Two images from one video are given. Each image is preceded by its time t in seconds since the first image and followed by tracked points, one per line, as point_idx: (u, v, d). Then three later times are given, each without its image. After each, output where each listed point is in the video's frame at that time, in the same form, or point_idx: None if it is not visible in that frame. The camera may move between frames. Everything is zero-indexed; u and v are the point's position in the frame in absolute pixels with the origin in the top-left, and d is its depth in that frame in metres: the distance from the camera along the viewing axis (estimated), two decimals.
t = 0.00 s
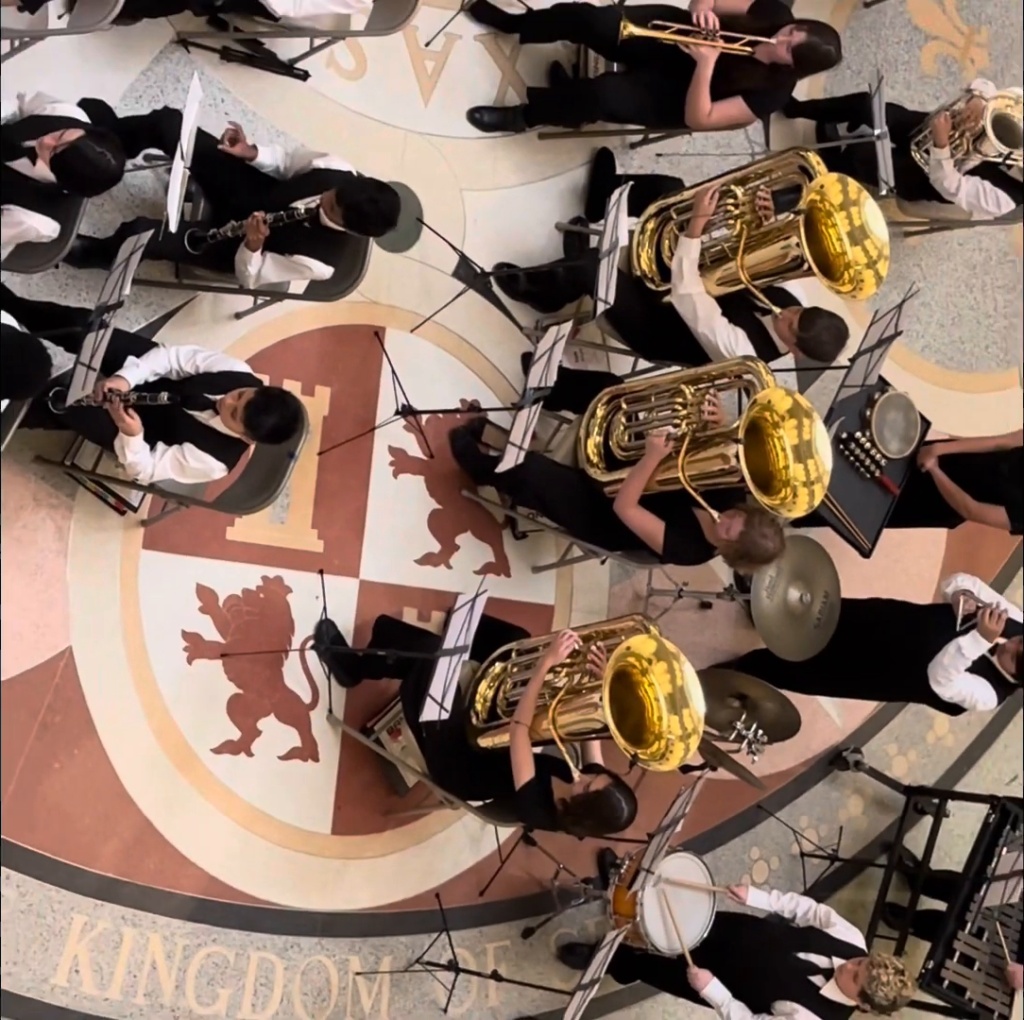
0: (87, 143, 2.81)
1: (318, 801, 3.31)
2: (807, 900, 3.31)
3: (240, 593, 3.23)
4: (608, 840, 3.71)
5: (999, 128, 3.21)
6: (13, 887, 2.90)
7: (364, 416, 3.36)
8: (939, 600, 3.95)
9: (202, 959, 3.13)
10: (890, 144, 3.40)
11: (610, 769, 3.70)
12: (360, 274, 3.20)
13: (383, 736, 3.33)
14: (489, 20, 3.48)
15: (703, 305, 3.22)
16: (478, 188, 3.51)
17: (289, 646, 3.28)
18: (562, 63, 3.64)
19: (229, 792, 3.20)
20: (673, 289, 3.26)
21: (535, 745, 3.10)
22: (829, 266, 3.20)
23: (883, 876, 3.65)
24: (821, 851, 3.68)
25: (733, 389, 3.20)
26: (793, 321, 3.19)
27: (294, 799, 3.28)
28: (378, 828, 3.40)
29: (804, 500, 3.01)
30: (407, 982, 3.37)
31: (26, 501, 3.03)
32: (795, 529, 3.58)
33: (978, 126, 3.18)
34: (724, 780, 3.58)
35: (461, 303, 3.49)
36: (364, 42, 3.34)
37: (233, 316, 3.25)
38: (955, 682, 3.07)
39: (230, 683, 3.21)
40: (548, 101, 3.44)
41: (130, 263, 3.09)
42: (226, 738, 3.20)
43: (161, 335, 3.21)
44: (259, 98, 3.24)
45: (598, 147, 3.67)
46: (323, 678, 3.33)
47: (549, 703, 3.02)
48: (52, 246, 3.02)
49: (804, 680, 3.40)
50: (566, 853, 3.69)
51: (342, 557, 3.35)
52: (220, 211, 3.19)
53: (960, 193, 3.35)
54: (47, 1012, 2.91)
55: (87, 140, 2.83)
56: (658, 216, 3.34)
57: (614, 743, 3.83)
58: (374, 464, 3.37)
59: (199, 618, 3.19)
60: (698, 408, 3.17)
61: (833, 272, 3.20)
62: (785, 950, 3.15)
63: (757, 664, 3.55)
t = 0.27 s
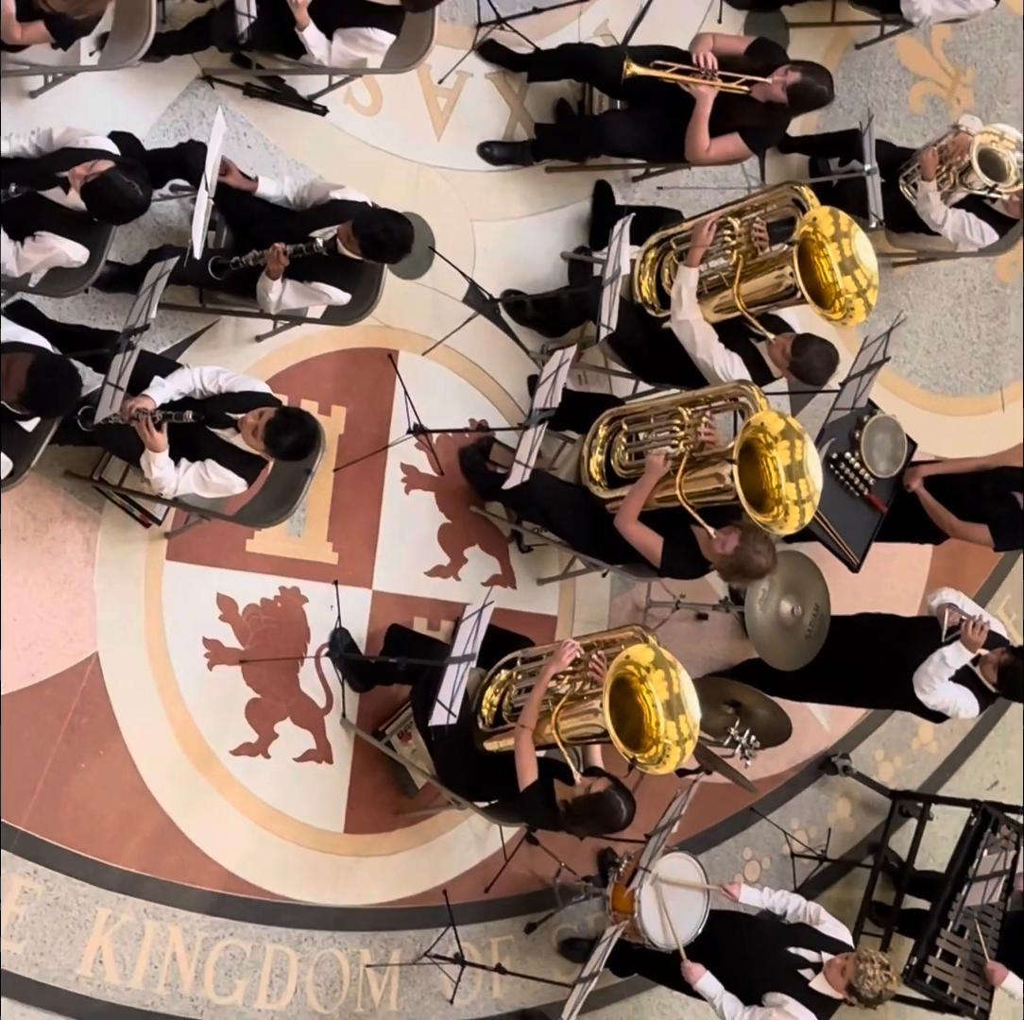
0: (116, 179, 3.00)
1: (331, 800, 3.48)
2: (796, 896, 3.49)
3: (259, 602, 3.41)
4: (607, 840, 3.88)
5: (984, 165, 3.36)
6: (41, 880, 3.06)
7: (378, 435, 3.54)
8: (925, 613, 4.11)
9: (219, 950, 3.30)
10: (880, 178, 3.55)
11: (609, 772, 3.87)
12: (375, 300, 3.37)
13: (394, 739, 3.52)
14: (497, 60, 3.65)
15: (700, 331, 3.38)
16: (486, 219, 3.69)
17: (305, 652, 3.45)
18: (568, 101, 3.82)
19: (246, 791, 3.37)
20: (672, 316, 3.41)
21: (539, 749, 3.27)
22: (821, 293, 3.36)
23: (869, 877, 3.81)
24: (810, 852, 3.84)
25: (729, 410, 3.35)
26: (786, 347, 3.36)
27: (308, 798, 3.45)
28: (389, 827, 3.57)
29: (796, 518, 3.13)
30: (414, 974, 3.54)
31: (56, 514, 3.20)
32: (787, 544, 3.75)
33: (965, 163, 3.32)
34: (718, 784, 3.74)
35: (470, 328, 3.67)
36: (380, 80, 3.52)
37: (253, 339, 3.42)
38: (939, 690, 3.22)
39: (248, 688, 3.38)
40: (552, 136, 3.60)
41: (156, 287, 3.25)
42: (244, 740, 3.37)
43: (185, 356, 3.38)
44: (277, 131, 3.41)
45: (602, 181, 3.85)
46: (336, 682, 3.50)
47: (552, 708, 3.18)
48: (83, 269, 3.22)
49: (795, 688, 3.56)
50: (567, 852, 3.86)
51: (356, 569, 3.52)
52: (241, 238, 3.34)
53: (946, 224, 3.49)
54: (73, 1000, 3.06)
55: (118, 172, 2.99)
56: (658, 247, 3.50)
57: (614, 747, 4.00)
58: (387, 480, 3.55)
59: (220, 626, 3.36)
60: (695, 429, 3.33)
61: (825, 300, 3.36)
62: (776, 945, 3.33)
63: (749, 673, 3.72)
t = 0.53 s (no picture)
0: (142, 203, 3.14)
1: (342, 802, 3.65)
2: (786, 896, 3.67)
3: (275, 611, 3.58)
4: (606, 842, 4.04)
5: (972, 198, 3.51)
6: (64, 876, 3.21)
7: (390, 453, 3.71)
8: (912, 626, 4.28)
9: (235, 944, 3.45)
10: (872, 210, 3.69)
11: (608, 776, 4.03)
12: (388, 323, 3.54)
13: (404, 744, 3.69)
14: (506, 96, 3.81)
15: (698, 356, 3.55)
16: (495, 247, 3.87)
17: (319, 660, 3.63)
18: (572, 136, 3.99)
19: (261, 792, 3.53)
20: (671, 341, 3.58)
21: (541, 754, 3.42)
22: (814, 320, 3.49)
23: (857, 879, 3.96)
24: (801, 854, 3.99)
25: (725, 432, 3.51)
26: (780, 372, 3.51)
27: (320, 799, 3.62)
28: (397, 828, 3.74)
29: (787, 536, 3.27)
30: (421, 968, 3.70)
31: (83, 526, 3.36)
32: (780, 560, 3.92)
33: (954, 195, 3.47)
34: (712, 788, 3.89)
35: (478, 352, 3.85)
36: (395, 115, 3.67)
37: (271, 361, 3.59)
38: (925, 700, 3.37)
39: (264, 693, 3.55)
40: (559, 170, 3.77)
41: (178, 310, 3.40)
42: (260, 743, 3.54)
43: (206, 377, 3.54)
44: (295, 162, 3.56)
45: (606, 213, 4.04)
46: (348, 690, 3.67)
47: (554, 715, 3.33)
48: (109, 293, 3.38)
49: (787, 698, 3.72)
50: (568, 853, 4.03)
51: (368, 580, 3.70)
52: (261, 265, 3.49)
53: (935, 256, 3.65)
54: (95, 990, 3.21)
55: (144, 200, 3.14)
56: (658, 276, 3.69)
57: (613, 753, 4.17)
58: (398, 497, 3.72)
59: (238, 634, 3.53)
60: (692, 450, 3.49)
61: (817, 327, 3.49)
62: (770, 943, 3.49)
63: (743, 683, 3.88)
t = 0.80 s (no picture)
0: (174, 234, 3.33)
1: (355, 798, 3.89)
2: (772, 889, 3.85)
3: (293, 617, 3.82)
4: (603, 837, 4.28)
5: (949, 236, 3.74)
6: (94, 866, 3.44)
7: (402, 470, 3.96)
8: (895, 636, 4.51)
9: (253, 930, 3.69)
10: (857, 246, 3.93)
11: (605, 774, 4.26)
12: (402, 349, 3.78)
13: (414, 743, 3.90)
14: (515, 135, 4.05)
15: (692, 381, 3.76)
16: (503, 276, 4.12)
17: (336, 663, 3.88)
18: (578, 174, 4.23)
19: (280, 788, 3.78)
20: (667, 367, 3.80)
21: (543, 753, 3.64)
22: (802, 348, 3.65)
23: (839, 874, 4.19)
24: (787, 850, 4.20)
25: (718, 453, 3.74)
26: (770, 397, 3.72)
27: (335, 795, 3.86)
28: (407, 823, 3.98)
29: (775, 552, 3.45)
30: (428, 955, 3.94)
31: (115, 537, 3.60)
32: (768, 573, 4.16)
33: (933, 234, 3.72)
34: (704, 787, 4.10)
35: (486, 376, 4.11)
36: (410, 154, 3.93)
37: (292, 383, 3.83)
38: (907, 704, 3.59)
39: (283, 696, 3.80)
40: (566, 205, 4.03)
41: (206, 335, 3.63)
42: (278, 741, 3.78)
43: (231, 397, 3.78)
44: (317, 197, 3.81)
45: (607, 246, 4.30)
46: (365, 692, 3.93)
47: (555, 717, 3.56)
48: (142, 320, 3.61)
49: (774, 702, 3.96)
50: (567, 847, 4.27)
51: (381, 589, 3.95)
52: (284, 292, 3.71)
53: (916, 289, 3.91)
54: (123, 972, 3.44)
55: (175, 232, 3.37)
56: (655, 305, 3.94)
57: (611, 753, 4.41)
58: (409, 511, 3.97)
59: (259, 638, 3.77)
60: (687, 470, 3.73)
61: (805, 354, 3.65)
62: (755, 933, 3.69)
63: (734, 688, 4.11)
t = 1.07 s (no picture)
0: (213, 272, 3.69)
1: (370, 787, 4.26)
2: (752, 873, 4.22)
3: (316, 620, 4.20)
4: (597, 825, 4.64)
5: (920, 276, 4.09)
6: (132, 847, 3.81)
7: (417, 487, 4.34)
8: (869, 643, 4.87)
9: (276, 906, 4.05)
10: (835, 285, 4.29)
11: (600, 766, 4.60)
12: (418, 377, 4.14)
13: (427, 737, 4.24)
14: (522, 182, 4.45)
15: (683, 408, 4.12)
16: (511, 310, 4.51)
17: (355, 662, 4.25)
18: (579, 218, 4.62)
19: (304, 777, 4.14)
20: (661, 394, 4.15)
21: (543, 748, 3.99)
22: (784, 378, 3.98)
23: (814, 859, 4.54)
24: (766, 837, 4.54)
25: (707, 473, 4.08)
26: (753, 423, 4.08)
27: (352, 784, 4.23)
28: (418, 810, 4.35)
29: (757, 563, 3.76)
30: (436, 931, 4.29)
31: (154, 547, 3.98)
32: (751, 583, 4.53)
33: (904, 276, 4.07)
34: (690, 779, 4.44)
35: (494, 402, 4.49)
36: (426, 199, 4.34)
37: (317, 407, 4.20)
38: (879, 704, 3.97)
39: (306, 692, 4.17)
40: (568, 245, 4.41)
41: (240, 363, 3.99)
42: (301, 734, 4.15)
43: (261, 418, 4.14)
44: (342, 237, 4.23)
45: (605, 282, 4.68)
46: (382, 691, 4.29)
47: (556, 714, 3.90)
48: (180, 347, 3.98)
49: (755, 701, 4.32)
50: (565, 833, 4.63)
51: (397, 595, 4.32)
52: (310, 323, 4.07)
53: (889, 325, 4.24)
54: (158, 943, 3.82)
55: (214, 270, 3.74)
56: (649, 338, 4.30)
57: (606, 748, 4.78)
58: (422, 524, 4.35)
59: (284, 639, 4.15)
60: (678, 489, 4.07)
61: (787, 384, 3.99)
62: (736, 914, 4.04)
63: (719, 689, 4.46)
